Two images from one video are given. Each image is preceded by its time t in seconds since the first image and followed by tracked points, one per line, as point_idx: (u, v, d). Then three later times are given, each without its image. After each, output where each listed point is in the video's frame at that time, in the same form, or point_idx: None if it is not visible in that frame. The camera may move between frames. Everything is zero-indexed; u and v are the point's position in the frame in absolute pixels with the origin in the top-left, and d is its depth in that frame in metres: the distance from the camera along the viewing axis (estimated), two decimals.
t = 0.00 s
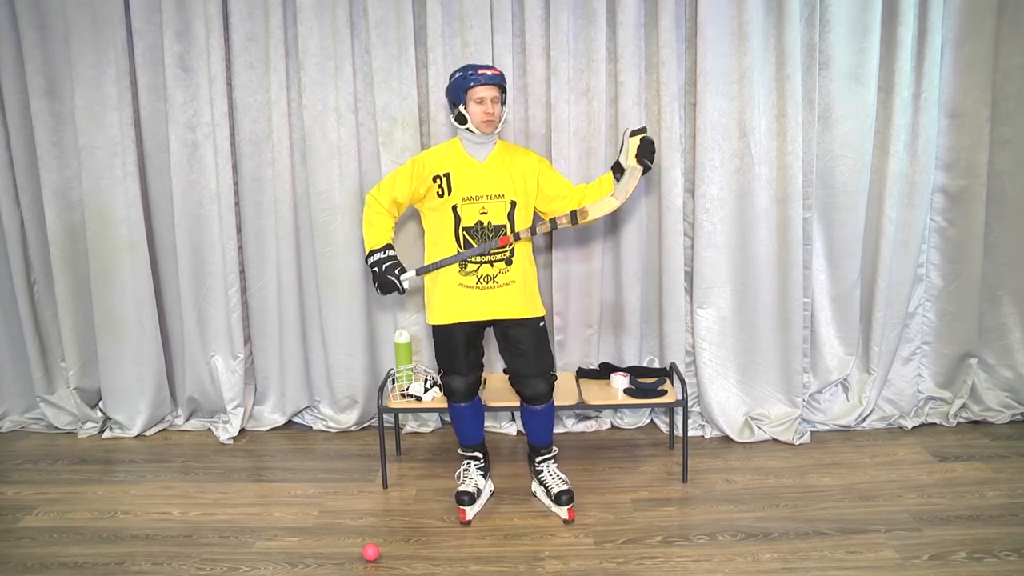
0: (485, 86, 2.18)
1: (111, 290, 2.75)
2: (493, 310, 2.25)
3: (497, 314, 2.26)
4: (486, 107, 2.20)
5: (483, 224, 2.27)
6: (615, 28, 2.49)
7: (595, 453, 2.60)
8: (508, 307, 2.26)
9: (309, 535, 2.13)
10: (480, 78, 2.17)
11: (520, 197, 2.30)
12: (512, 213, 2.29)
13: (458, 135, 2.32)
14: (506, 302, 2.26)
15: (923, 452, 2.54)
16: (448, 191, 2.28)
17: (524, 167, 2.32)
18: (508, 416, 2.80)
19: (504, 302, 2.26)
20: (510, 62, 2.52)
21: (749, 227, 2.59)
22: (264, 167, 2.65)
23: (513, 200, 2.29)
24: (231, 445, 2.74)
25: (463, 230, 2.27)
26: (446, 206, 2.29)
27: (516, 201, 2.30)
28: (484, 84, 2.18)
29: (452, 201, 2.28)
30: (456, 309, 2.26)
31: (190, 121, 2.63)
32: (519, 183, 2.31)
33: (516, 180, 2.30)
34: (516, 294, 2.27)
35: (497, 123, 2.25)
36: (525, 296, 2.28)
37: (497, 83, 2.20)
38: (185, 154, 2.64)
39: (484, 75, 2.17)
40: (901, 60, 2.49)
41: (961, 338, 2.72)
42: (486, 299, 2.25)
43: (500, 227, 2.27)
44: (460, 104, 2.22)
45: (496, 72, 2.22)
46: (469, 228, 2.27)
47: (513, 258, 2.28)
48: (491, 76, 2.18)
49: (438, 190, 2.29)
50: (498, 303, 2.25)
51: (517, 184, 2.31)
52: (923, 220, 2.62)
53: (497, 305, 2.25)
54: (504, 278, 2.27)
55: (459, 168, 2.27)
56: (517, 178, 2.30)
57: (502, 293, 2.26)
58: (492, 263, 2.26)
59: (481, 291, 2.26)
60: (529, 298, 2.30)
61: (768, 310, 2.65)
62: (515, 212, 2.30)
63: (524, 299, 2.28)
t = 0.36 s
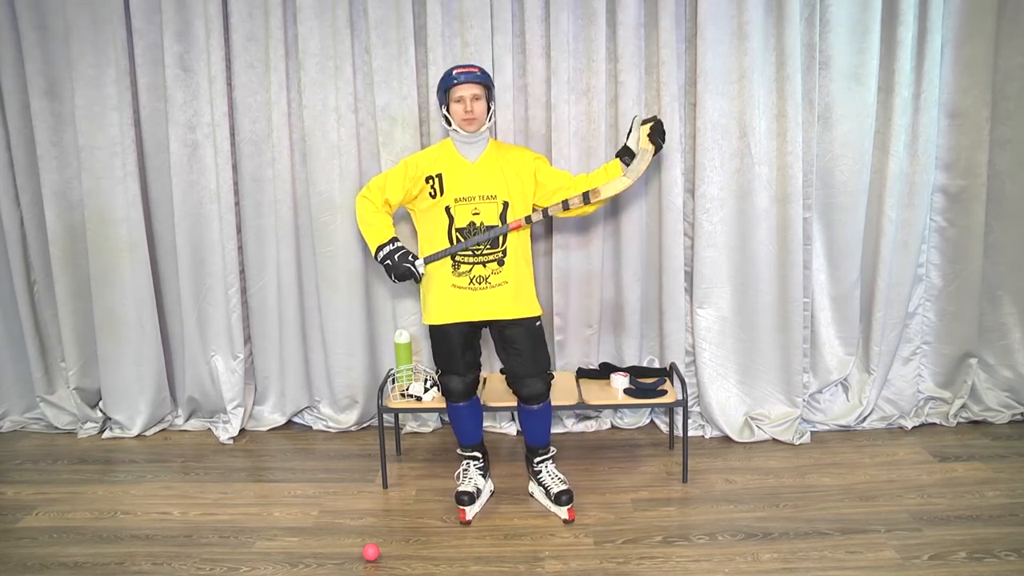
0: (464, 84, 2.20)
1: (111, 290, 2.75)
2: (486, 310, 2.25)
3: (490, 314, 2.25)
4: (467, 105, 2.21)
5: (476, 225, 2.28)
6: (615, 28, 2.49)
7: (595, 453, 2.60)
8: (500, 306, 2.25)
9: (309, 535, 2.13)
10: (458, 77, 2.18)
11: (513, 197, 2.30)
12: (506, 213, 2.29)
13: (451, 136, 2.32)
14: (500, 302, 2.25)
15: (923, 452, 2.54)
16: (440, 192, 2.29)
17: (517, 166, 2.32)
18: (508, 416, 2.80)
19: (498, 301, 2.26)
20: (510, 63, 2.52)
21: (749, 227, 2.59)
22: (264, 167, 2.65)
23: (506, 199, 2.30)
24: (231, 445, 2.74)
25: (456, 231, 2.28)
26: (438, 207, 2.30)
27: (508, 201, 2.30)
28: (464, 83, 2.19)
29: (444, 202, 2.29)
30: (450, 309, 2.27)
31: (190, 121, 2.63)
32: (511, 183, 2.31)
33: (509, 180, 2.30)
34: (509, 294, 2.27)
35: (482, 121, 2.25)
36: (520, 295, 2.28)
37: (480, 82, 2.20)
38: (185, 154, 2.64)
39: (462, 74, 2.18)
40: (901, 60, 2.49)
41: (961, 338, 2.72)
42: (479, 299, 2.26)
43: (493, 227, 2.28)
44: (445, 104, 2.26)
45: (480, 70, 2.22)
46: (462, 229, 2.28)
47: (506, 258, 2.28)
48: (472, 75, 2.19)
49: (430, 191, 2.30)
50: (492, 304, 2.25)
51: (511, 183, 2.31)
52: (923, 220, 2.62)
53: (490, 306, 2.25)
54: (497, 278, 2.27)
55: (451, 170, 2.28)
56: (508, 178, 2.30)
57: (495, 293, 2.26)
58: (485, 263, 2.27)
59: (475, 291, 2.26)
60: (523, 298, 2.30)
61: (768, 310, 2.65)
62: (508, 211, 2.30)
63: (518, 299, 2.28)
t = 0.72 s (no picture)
0: (460, 85, 2.20)
1: (112, 290, 2.75)
2: (486, 310, 2.26)
3: (490, 314, 2.26)
4: (462, 106, 2.21)
5: (475, 224, 2.27)
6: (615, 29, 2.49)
7: (595, 453, 2.60)
8: (500, 305, 2.25)
9: (309, 535, 2.13)
10: (455, 77, 2.19)
11: (512, 197, 2.30)
12: (505, 213, 2.29)
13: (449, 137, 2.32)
14: (500, 302, 2.26)
15: (923, 452, 2.54)
16: (439, 192, 2.29)
17: (516, 165, 2.31)
18: (508, 416, 2.80)
19: (498, 302, 2.26)
20: (510, 62, 2.51)
21: (749, 228, 2.59)
22: (264, 167, 2.65)
23: (506, 199, 2.29)
24: (231, 445, 2.74)
25: (455, 231, 2.28)
26: (437, 207, 2.30)
27: (508, 201, 2.29)
28: (461, 83, 2.19)
29: (443, 202, 2.29)
30: (450, 309, 2.27)
31: (190, 121, 2.63)
32: (510, 183, 2.30)
33: (508, 180, 2.30)
34: (509, 295, 2.26)
35: (479, 122, 2.25)
36: (520, 294, 2.28)
37: (476, 82, 2.21)
38: (186, 154, 2.64)
39: (458, 75, 2.19)
40: (901, 60, 2.50)
41: (961, 338, 2.72)
42: (479, 299, 2.26)
43: (493, 227, 2.28)
44: (442, 104, 2.27)
45: (477, 71, 2.22)
46: (462, 229, 2.28)
47: (506, 257, 2.27)
48: (469, 76, 2.19)
49: (428, 191, 2.30)
50: (492, 304, 2.25)
51: (511, 183, 2.30)
52: (923, 220, 2.62)
53: (490, 306, 2.26)
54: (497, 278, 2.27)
55: (449, 170, 2.28)
56: (508, 177, 2.30)
57: (495, 292, 2.26)
58: (484, 262, 2.27)
59: (474, 291, 2.26)
60: (523, 298, 2.30)
61: (768, 310, 2.65)
62: (508, 211, 2.30)
63: (518, 299, 2.28)
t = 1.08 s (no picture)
0: (467, 87, 2.20)
1: (111, 290, 2.75)
2: (490, 312, 2.26)
3: (494, 315, 2.26)
4: (468, 108, 2.21)
5: (479, 225, 2.27)
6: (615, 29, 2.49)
7: (595, 453, 2.60)
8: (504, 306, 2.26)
9: (309, 535, 2.13)
10: (462, 79, 2.18)
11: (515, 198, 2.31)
12: (508, 214, 2.29)
13: (451, 137, 2.33)
14: (504, 302, 2.26)
15: (923, 452, 2.54)
16: (442, 194, 2.28)
17: (518, 165, 2.32)
18: (508, 416, 2.80)
19: (502, 302, 2.26)
20: (510, 62, 2.51)
21: (749, 228, 2.59)
22: (263, 167, 2.65)
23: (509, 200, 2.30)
24: (231, 445, 2.74)
25: (459, 233, 2.27)
26: (441, 209, 2.29)
27: (511, 202, 2.30)
28: (467, 85, 2.19)
29: (446, 203, 2.28)
30: (454, 310, 2.26)
31: (190, 121, 2.63)
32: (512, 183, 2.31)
33: (510, 180, 2.30)
34: (513, 294, 2.27)
35: (483, 124, 2.26)
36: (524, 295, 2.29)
37: (483, 85, 2.21)
38: (185, 154, 2.64)
39: (466, 77, 2.18)
40: (901, 59, 2.50)
41: (961, 338, 2.72)
42: (483, 300, 2.26)
43: (496, 228, 2.28)
44: (446, 105, 2.26)
45: (484, 73, 2.22)
46: (466, 230, 2.27)
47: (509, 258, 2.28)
48: (476, 78, 2.19)
49: (432, 193, 2.29)
50: (498, 305, 2.26)
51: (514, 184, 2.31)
52: (923, 220, 2.62)
53: (494, 307, 2.26)
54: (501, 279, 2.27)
55: (453, 171, 2.28)
56: (511, 177, 2.30)
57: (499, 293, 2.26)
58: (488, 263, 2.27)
59: (478, 292, 2.26)
60: (525, 298, 2.31)
61: (768, 311, 2.65)
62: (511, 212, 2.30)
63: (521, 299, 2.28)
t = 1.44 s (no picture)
0: (474, 91, 2.19)
1: (111, 290, 2.75)
2: (500, 311, 2.26)
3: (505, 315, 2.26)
4: (476, 111, 2.21)
5: (488, 226, 2.27)
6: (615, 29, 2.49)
7: (596, 453, 2.60)
8: (515, 304, 2.27)
9: (309, 535, 2.13)
10: (470, 84, 2.17)
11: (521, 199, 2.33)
12: (516, 214, 2.30)
13: (455, 138, 2.34)
14: (513, 302, 2.26)
15: (924, 452, 2.54)
16: (451, 195, 2.28)
17: (524, 166, 2.35)
18: (508, 416, 2.80)
19: (511, 301, 2.27)
20: (510, 62, 2.51)
21: (749, 228, 2.59)
22: (263, 167, 2.65)
23: (516, 200, 2.31)
24: (231, 445, 2.74)
25: (468, 234, 2.27)
26: (449, 210, 2.28)
27: (518, 203, 2.31)
28: (475, 90, 2.18)
29: (455, 204, 2.28)
30: (464, 311, 2.26)
31: (190, 121, 2.63)
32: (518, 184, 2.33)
33: (519, 181, 2.33)
34: (522, 293, 2.28)
35: (490, 127, 2.26)
36: (534, 292, 2.31)
37: (490, 89, 2.20)
38: (186, 154, 2.64)
39: (473, 81, 2.17)
40: (901, 59, 2.49)
41: (961, 338, 2.72)
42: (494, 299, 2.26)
43: (505, 228, 2.28)
44: (453, 106, 2.25)
45: (491, 75, 2.20)
46: (474, 231, 2.27)
47: (517, 258, 2.29)
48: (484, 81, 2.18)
49: (441, 195, 2.29)
50: (509, 304, 2.26)
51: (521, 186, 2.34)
52: (923, 220, 2.62)
53: (505, 307, 2.26)
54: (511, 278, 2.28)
55: (461, 173, 2.28)
56: (518, 179, 2.33)
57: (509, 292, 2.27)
58: (497, 264, 2.28)
59: (488, 291, 2.27)
60: (535, 296, 2.31)
61: (768, 310, 2.65)
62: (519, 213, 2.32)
63: (531, 297, 2.29)
